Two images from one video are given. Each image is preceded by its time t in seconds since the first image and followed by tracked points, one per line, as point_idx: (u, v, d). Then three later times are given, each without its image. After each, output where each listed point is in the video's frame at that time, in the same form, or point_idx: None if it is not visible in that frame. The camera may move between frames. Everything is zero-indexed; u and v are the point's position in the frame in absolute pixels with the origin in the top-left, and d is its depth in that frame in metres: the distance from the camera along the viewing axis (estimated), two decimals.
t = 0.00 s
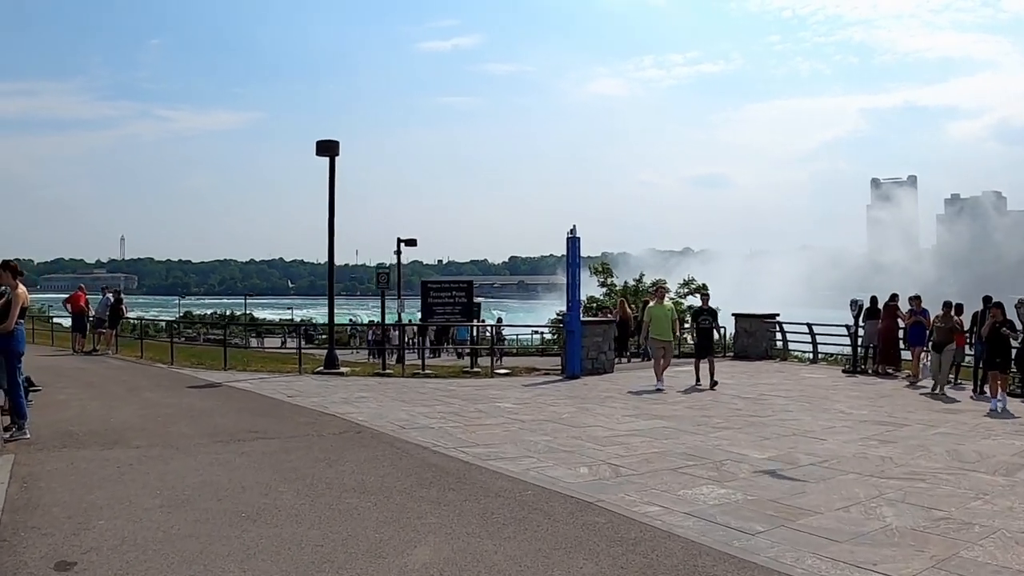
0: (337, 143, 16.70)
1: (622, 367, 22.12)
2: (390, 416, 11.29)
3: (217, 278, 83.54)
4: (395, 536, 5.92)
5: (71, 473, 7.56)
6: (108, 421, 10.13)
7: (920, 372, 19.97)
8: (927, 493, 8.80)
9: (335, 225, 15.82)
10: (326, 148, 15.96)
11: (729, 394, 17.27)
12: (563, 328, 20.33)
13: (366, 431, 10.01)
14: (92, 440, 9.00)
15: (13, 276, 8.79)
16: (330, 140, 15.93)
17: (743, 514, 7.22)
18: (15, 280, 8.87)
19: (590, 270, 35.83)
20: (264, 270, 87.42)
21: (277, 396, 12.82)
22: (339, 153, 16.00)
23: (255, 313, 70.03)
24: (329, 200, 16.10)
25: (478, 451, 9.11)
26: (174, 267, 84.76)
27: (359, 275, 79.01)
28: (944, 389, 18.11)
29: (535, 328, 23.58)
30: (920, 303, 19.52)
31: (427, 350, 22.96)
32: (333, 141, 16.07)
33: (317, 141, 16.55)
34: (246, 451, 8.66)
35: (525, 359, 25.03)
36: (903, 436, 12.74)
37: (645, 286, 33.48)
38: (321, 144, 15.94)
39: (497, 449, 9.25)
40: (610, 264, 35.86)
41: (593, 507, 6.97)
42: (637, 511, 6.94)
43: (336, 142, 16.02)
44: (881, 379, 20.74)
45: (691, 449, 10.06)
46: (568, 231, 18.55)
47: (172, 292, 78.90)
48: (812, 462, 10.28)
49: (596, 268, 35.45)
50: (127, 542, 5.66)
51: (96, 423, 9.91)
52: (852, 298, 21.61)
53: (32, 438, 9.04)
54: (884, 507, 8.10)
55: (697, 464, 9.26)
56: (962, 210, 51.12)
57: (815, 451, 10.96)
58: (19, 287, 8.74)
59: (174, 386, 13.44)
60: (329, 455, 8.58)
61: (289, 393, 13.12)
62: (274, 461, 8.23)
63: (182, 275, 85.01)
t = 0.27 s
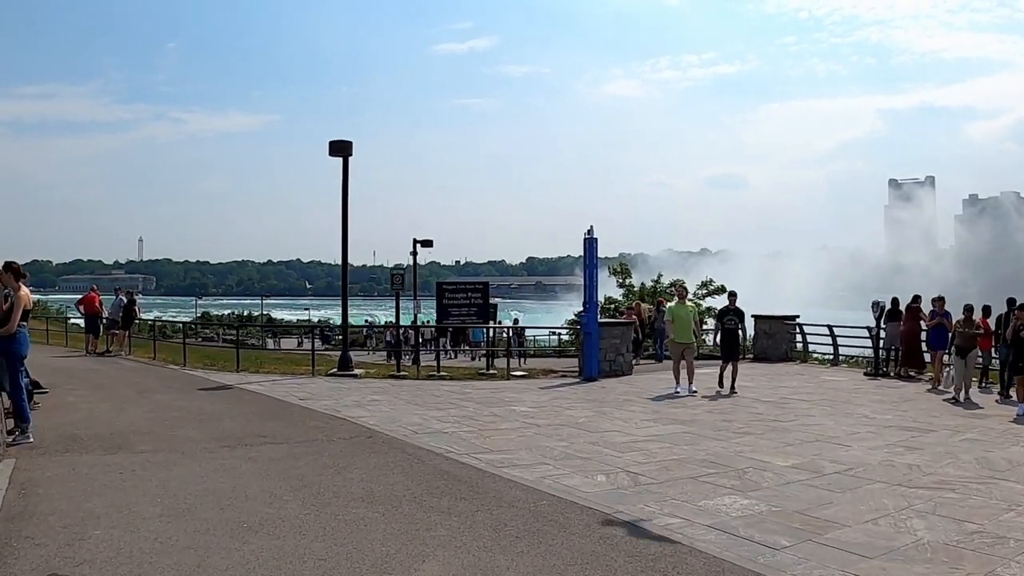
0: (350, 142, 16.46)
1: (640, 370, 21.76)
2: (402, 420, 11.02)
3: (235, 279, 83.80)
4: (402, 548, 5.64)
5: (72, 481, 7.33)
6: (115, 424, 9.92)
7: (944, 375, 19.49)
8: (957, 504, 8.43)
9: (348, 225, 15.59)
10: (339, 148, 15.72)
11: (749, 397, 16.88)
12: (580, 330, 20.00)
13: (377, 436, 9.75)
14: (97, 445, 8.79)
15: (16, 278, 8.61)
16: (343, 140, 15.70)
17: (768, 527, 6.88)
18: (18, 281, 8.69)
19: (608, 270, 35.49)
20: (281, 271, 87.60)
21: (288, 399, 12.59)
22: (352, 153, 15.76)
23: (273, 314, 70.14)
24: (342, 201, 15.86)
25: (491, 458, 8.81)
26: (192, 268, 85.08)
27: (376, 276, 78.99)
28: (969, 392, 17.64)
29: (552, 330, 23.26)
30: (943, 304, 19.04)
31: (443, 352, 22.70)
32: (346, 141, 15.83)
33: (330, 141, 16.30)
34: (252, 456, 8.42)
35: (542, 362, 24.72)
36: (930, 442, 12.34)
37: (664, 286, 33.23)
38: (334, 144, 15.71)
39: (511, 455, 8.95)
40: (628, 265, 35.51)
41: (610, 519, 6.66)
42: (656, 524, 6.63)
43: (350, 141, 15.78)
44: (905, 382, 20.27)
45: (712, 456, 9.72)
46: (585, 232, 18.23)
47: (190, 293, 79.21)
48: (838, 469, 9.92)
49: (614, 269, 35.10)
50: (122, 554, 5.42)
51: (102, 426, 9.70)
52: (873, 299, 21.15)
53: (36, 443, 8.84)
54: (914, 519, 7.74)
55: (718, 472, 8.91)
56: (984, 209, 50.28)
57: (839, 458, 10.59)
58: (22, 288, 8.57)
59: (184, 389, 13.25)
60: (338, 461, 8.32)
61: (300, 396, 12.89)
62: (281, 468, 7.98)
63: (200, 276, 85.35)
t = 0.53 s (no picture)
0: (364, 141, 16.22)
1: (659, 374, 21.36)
2: (414, 426, 10.71)
3: (252, 283, 83.95)
4: (410, 563, 5.34)
5: (72, 491, 7.09)
6: (120, 429, 9.68)
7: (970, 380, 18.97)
8: (994, 516, 8.02)
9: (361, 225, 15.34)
10: (353, 147, 15.45)
11: (771, 403, 16.46)
12: (598, 334, 19.65)
13: (389, 442, 9.44)
14: (101, 451, 8.54)
15: (19, 278, 8.41)
16: (356, 139, 15.44)
17: (796, 541, 6.52)
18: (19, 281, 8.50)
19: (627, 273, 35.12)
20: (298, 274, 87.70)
21: (299, 404, 12.32)
22: (366, 151, 15.51)
23: (289, 318, 70.14)
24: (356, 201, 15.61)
25: (506, 466, 8.48)
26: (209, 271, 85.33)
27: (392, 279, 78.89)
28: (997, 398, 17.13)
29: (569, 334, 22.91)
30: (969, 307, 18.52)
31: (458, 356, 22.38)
32: (360, 139, 15.56)
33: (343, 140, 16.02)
34: (259, 464, 8.15)
35: (558, 366, 24.36)
36: (960, 450, 11.89)
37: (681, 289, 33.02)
38: (347, 143, 15.46)
39: (526, 463, 8.62)
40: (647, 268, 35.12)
41: (630, 532, 6.32)
42: (679, 537, 6.29)
43: (363, 140, 15.52)
44: (930, 386, 19.75)
45: (735, 464, 9.35)
46: (603, 233, 17.88)
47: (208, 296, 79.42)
48: (866, 479, 9.52)
49: (632, 272, 34.70)
50: (116, 567, 5.15)
51: (107, 431, 9.47)
52: (897, 302, 20.65)
53: (39, 447, 8.61)
54: (949, 532, 7.34)
55: (742, 482, 8.54)
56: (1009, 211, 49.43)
57: (867, 467, 10.18)
58: (24, 288, 8.38)
59: (195, 393, 13.01)
60: (348, 469, 8.02)
61: (311, 401, 12.62)
62: (288, 476, 7.70)
63: (218, 279, 85.57)
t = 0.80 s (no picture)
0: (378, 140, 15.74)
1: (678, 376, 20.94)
2: (426, 430, 10.37)
3: (268, 282, 84.01)
4: None
5: (68, 500, 6.81)
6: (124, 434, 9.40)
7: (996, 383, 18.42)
8: None
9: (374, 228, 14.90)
10: (366, 146, 14.98)
11: (792, 407, 16.01)
12: (616, 336, 19.24)
13: (399, 449, 9.10)
14: (101, 457, 8.25)
15: (18, 280, 8.16)
16: (370, 138, 14.95)
17: (826, 558, 6.12)
18: (20, 283, 8.26)
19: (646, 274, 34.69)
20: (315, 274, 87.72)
21: (308, 407, 12.01)
22: (379, 152, 15.04)
23: (305, 317, 70.07)
24: (369, 200, 15.24)
25: (519, 474, 8.12)
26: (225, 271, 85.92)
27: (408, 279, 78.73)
28: None
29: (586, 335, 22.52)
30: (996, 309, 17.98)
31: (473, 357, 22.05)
32: (373, 138, 15.09)
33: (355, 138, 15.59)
34: (263, 471, 7.85)
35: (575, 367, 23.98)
36: (992, 458, 11.41)
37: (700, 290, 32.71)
38: (360, 142, 14.97)
39: (540, 471, 8.26)
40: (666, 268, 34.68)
41: (650, 549, 5.94)
42: (701, 555, 5.90)
43: (377, 139, 15.04)
44: (956, 390, 19.20)
45: (758, 473, 8.94)
46: (621, 234, 17.47)
47: (225, 296, 79.58)
48: (896, 488, 9.08)
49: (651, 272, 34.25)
50: None
51: (110, 435, 9.20)
52: (920, 303, 20.11)
53: (38, 453, 8.35)
54: (987, 547, 6.90)
55: (767, 492, 8.13)
56: None
57: (896, 476, 9.73)
58: (24, 290, 8.14)
59: (203, 396, 12.74)
60: (354, 478, 7.68)
61: (321, 404, 12.31)
62: (292, 485, 7.38)
63: (234, 279, 85.69)
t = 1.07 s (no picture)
0: (392, 137, 15.47)
1: (698, 379, 20.54)
2: (438, 434, 10.07)
3: (287, 283, 84.20)
4: None
5: (65, 507, 6.55)
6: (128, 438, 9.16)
7: None
8: None
9: (387, 227, 14.62)
10: (380, 143, 14.72)
11: (817, 410, 15.57)
12: (636, 337, 18.87)
13: (410, 454, 8.79)
14: (103, 461, 8.02)
15: (18, 280, 7.96)
16: (384, 135, 14.69)
17: (857, 573, 5.74)
18: (20, 282, 8.06)
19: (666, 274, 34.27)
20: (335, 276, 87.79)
21: (319, 410, 11.75)
22: (393, 149, 14.78)
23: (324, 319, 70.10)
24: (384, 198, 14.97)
25: (533, 481, 7.79)
26: (245, 272, 86.24)
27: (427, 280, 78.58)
28: None
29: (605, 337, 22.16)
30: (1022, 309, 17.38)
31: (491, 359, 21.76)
32: (387, 135, 14.83)
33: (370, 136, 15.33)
34: (269, 477, 7.56)
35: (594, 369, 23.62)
36: None
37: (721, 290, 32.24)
38: (374, 139, 14.71)
39: (556, 478, 7.90)
40: (686, 268, 34.23)
41: (669, 562, 5.60)
42: (723, 570, 5.55)
43: (391, 137, 14.78)
44: (985, 393, 18.65)
45: (783, 480, 8.54)
46: (641, 232, 17.11)
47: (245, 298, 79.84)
48: (926, 497, 8.65)
49: (670, 272, 33.81)
50: None
51: (114, 439, 8.97)
52: (947, 303, 19.55)
53: (39, 457, 8.12)
54: None
55: (792, 501, 7.74)
56: None
57: (927, 484, 9.31)
58: (24, 290, 7.94)
59: (214, 398, 12.52)
60: (362, 484, 7.38)
61: (332, 407, 12.03)
62: (297, 491, 7.09)
63: (253, 281, 85.95)
